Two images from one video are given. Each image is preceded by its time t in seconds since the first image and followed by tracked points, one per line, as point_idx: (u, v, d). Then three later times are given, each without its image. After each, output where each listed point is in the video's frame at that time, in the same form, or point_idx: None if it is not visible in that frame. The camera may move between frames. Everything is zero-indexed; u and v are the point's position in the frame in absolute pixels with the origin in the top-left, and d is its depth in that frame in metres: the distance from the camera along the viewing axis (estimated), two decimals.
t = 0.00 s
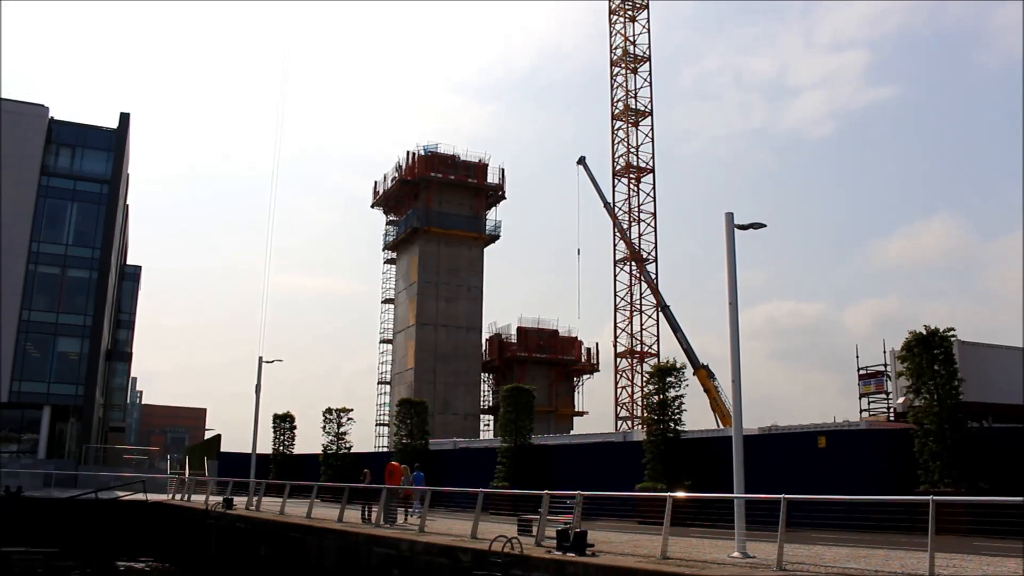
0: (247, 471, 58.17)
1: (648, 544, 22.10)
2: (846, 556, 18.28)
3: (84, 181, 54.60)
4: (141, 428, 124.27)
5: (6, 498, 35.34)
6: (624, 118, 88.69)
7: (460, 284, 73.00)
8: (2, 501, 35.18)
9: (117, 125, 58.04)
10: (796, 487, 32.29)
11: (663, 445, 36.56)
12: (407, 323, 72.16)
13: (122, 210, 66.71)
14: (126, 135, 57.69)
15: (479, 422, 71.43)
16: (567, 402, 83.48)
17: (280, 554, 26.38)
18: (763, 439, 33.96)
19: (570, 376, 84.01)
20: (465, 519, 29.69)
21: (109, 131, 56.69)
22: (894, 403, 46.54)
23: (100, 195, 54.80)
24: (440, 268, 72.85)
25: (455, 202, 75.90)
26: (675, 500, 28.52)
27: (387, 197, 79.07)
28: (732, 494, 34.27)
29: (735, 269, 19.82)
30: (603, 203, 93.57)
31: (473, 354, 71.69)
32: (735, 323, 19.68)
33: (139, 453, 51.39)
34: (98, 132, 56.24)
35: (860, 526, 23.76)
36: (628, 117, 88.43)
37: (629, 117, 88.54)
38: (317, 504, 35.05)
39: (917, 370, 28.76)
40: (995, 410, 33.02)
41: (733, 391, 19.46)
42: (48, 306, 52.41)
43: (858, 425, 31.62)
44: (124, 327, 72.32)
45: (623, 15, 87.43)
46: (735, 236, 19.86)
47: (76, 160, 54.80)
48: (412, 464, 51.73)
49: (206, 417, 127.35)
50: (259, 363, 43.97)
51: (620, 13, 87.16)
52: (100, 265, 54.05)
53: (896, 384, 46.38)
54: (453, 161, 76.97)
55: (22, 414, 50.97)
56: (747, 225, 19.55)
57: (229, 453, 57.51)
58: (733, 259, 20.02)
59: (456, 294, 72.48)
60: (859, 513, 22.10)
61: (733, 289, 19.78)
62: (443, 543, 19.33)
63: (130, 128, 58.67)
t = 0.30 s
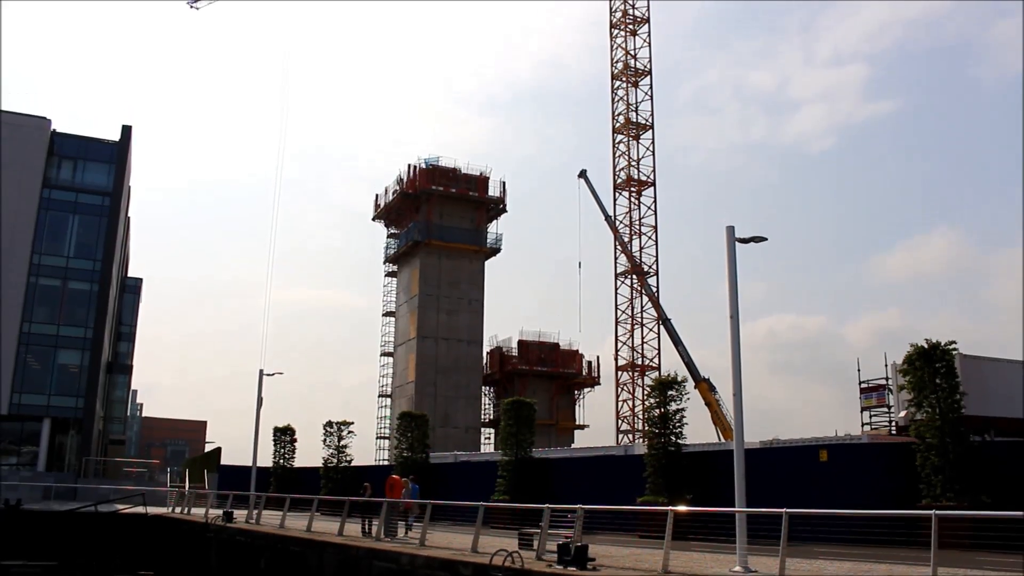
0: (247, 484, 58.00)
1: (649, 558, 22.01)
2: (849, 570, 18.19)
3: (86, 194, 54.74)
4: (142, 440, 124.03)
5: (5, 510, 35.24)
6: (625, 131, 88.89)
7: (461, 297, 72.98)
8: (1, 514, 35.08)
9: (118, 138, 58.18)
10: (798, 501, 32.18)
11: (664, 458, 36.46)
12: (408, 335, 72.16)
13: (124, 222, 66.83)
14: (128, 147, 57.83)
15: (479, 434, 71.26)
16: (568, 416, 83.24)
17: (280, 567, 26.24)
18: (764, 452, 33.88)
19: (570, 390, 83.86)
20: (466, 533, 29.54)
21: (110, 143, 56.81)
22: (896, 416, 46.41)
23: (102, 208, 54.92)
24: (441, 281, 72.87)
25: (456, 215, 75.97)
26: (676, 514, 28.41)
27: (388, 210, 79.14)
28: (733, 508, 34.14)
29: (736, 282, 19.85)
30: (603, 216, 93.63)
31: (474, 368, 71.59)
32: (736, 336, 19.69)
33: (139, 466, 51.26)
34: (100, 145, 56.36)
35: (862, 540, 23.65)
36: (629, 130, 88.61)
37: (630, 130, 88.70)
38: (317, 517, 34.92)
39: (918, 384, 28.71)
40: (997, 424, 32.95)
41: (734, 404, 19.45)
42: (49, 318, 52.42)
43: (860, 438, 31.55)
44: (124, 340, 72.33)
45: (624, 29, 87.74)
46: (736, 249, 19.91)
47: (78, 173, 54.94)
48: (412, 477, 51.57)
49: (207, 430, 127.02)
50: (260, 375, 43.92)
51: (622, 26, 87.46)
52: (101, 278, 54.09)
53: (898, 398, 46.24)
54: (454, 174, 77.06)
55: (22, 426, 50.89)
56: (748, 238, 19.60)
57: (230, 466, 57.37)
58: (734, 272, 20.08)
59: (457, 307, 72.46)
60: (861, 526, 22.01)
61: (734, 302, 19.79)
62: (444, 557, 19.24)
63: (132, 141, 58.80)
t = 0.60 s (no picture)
0: (245, 493, 57.82)
1: (647, 569, 21.91)
2: None
3: (86, 201, 54.80)
4: (140, 448, 123.73)
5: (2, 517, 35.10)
6: (624, 141, 89.13)
7: (460, 306, 72.97)
8: None
9: (119, 146, 58.25)
10: (796, 513, 32.13)
11: (662, 469, 36.41)
12: (406, 345, 72.13)
13: (123, 230, 66.87)
14: (128, 155, 57.86)
15: (478, 444, 71.11)
16: (567, 426, 83.10)
17: None
18: (763, 463, 33.82)
19: (569, 400, 83.78)
20: (463, 543, 29.43)
21: (111, 151, 56.85)
22: (895, 428, 46.37)
23: (102, 216, 54.97)
24: (440, 290, 72.87)
25: (455, 225, 76.03)
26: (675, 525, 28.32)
27: (388, 219, 79.19)
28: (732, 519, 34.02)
29: (736, 293, 19.88)
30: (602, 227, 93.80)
31: (473, 378, 71.50)
32: (735, 348, 19.73)
33: (137, 473, 51.14)
34: (100, 153, 56.41)
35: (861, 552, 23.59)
36: (628, 140, 88.84)
37: (629, 141, 88.95)
38: (315, 527, 34.80)
39: (917, 395, 28.72)
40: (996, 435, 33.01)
41: (733, 415, 19.44)
42: (48, 325, 52.38)
43: (859, 450, 31.51)
44: (123, 347, 72.31)
45: (624, 40, 88.12)
46: (735, 259, 19.98)
47: (78, 180, 54.99)
48: (410, 487, 51.42)
49: (205, 438, 126.65)
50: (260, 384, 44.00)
51: (622, 37, 87.80)
52: (100, 286, 54.09)
53: (896, 409, 46.24)
54: (454, 184, 77.17)
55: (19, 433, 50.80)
56: (748, 249, 19.68)
57: (228, 475, 57.22)
58: (734, 283, 20.12)
59: (456, 316, 72.45)
60: (860, 536, 21.94)
61: (733, 313, 19.83)
62: (441, 567, 19.16)
63: (132, 149, 58.88)
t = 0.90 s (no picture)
0: (238, 509, 57.50)
1: None
2: None
3: (81, 215, 54.74)
4: (132, 463, 123.07)
5: None
6: (620, 158, 89.46)
7: (455, 321, 72.95)
8: None
9: (115, 160, 58.25)
10: (790, 530, 32.06)
11: (657, 486, 36.33)
12: (401, 360, 72.03)
13: (118, 244, 66.79)
14: (124, 169, 57.85)
15: (472, 460, 70.89)
16: (561, 442, 82.88)
17: None
18: (757, 479, 33.75)
19: (564, 417, 83.62)
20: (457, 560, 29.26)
21: (106, 165, 56.84)
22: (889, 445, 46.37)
23: (97, 229, 54.92)
24: (435, 305, 72.86)
25: (450, 240, 76.06)
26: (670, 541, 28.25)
27: (383, 235, 79.20)
28: (727, 536, 33.91)
29: (730, 309, 19.97)
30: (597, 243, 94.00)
31: (468, 393, 71.38)
32: (729, 364, 19.79)
33: (129, 488, 50.82)
34: (96, 166, 56.37)
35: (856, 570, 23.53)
36: (623, 157, 89.19)
37: (625, 157, 89.32)
38: (308, 543, 34.62)
39: (911, 412, 28.74)
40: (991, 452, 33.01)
41: (728, 431, 19.45)
42: (42, 338, 52.21)
43: (853, 467, 31.48)
44: (117, 361, 72.07)
45: (620, 57, 88.61)
46: (730, 276, 20.10)
47: (74, 194, 54.95)
48: (404, 503, 51.18)
49: (198, 453, 125.98)
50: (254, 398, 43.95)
51: (617, 54, 88.31)
52: (94, 299, 53.97)
53: (891, 426, 46.26)
54: (449, 200, 77.28)
55: (11, 448, 50.47)
56: (742, 266, 19.79)
57: (220, 490, 56.93)
58: (729, 300, 20.24)
59: (451, 332, 72.42)
60: (854, 551, 21.86)
61: (728, 329, 19.90)
62: None
63: (128, 163, 58.89)
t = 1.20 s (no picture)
0: (233, 521, 57.22)
1: None
2: None
3: (77, 225, 54.72)
4: (127, 475, 122.55)
5: None
6: (616, 171, 89.66)
7: (452, 333, 72.91)
8: None
9: (111, 171, 58.26)
10: (787, 543, 31.98)
11: (653, 499, 36.25)
12: (397, 372, 71.91)
13: (115, 255, 66.75)
14: (121, 180, 57.85)
15: (468, 473, 70.67)
16: (557, 455, 82.64)
17: None
18: (754, 493, 33.69)
19: (560, 429, 83.43)
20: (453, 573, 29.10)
21: (103, 176, 56.84)
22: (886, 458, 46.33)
23: (93, 240, 54.87)
24: (432, 317, 72.80)
25: (447, 252, 76.11)
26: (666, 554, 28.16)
27: (380, 247, 79.24)
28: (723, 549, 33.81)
29: (727, 322, 20.02)
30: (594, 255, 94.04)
31: (464, 406, 71.26)
32: (726, 377, 19.82)
33: (123, 500, 50.58)
34: (94, 177, 56.37)
35: None
36: (620, 170, 89.39)
37: (621, 170, 89.50)
38: (303, 555, 34.43)
39: (907, 425, 28.76)
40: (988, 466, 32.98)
41: (724, 444, 19.44)
42: (37, 349, 52.07)
43: (849, 481, 31.45)
44: (113, 372, 71.83)
45: (616, 70, 88.92)
46: (726, 290, 20.19)
47: (70, 205, 54.93)
48: (399, 516, 50.97)
49: (194, 465, 125.41)
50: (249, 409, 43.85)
51: (614, 68, 88.65)
52: (90, 310, 53.85)
53: (887, 439, 46.23)
54: (446, 212, 77.37)
55: (5, 459, 50.18)
56: (738, 279, 19.84)
57: (215, 502, 56.68)
58: (725, 313, 20.28)
59: (448, 344, 72.35)
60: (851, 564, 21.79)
61: (725, 342, 19.94)
62: None
63: (125, 174, 58.91)
